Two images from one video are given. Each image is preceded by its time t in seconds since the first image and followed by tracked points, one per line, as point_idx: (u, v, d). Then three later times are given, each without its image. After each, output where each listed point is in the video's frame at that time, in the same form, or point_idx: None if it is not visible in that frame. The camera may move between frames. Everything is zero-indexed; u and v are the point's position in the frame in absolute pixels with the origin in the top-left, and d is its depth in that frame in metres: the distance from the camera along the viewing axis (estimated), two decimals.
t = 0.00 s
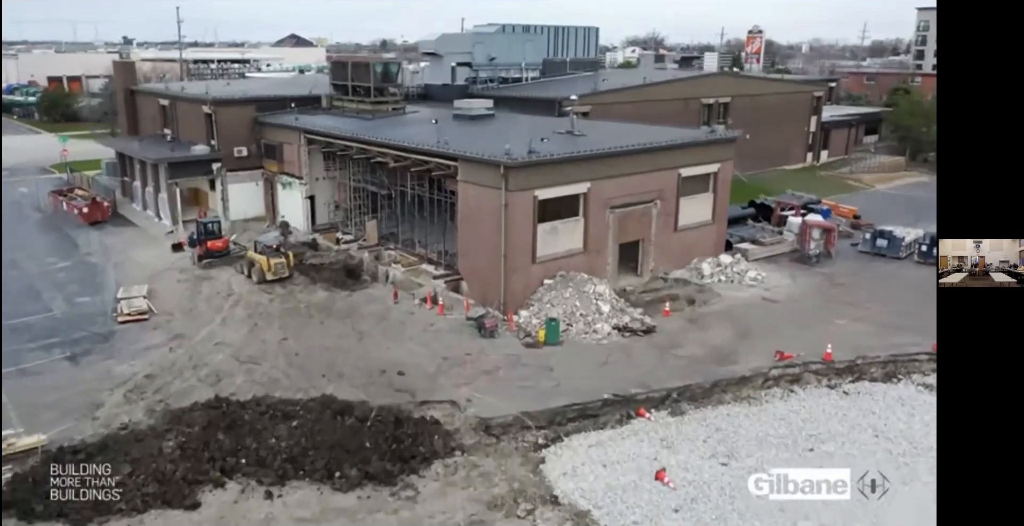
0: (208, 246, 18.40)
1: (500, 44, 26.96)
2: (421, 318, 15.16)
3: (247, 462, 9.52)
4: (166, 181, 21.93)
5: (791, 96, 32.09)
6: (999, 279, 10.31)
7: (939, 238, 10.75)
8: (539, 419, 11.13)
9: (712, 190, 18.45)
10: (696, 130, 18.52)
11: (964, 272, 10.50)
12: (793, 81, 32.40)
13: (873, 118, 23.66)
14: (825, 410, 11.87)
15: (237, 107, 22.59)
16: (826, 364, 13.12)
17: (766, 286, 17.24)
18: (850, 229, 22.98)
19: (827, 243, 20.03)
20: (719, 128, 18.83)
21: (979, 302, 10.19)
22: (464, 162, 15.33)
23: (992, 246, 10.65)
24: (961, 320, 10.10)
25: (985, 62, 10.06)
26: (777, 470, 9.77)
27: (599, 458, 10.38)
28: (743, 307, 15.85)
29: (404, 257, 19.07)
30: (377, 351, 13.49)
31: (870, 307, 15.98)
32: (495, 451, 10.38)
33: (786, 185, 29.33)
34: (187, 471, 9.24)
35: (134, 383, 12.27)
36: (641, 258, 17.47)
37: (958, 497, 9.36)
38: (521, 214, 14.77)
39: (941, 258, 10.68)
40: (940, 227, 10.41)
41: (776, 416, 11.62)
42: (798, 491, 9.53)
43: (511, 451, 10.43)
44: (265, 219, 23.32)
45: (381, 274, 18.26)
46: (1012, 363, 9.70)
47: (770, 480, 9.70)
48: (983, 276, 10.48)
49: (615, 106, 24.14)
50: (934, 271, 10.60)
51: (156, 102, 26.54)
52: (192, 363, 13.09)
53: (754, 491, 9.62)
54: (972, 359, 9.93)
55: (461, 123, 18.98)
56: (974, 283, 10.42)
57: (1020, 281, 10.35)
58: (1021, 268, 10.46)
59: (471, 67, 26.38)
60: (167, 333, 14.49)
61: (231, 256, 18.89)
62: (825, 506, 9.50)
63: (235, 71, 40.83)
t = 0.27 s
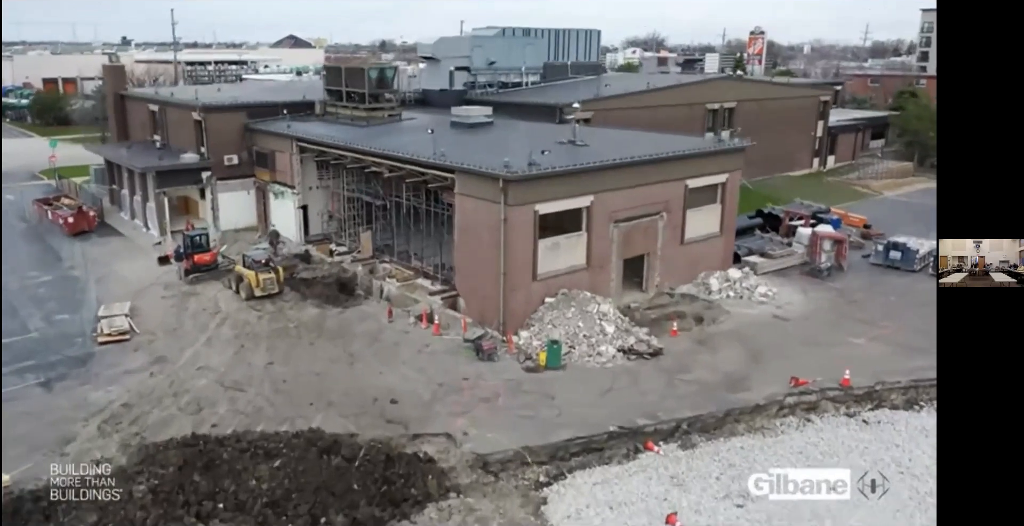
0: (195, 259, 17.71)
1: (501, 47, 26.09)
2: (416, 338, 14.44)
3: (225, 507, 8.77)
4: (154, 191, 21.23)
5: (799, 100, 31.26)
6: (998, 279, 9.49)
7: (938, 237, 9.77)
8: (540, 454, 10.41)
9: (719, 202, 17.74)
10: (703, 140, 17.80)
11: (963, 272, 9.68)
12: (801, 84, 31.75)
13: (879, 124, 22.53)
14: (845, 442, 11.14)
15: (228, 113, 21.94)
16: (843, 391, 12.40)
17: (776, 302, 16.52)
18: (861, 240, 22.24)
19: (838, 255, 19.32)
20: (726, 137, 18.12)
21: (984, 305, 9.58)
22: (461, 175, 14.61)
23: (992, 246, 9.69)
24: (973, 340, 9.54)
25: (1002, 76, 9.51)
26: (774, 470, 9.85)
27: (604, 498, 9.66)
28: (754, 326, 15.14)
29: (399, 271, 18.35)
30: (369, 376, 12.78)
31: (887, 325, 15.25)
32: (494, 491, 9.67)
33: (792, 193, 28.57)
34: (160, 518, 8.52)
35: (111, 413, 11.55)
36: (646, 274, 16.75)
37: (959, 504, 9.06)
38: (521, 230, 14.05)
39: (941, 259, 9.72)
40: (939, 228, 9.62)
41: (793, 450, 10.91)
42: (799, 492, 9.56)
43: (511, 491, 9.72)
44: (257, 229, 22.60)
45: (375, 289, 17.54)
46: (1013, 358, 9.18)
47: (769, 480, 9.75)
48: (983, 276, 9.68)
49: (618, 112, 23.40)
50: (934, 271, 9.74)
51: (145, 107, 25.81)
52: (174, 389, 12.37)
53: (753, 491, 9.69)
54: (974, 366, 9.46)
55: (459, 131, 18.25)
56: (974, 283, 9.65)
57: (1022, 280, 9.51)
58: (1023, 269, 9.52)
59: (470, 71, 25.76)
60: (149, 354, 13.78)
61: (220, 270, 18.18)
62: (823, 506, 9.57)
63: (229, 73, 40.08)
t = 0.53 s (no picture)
0: (183, 275, 17.02)
1: (500, 51, 25.42)
2: (411, 361, 13.79)
3: None
4: (143, 201, 20.59)
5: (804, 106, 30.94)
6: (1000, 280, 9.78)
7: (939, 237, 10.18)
8: (541, 493, 9.75)
9: (726, 215, 17.13)
10: (709, 151, 17.18)
11: (964, 272, 9.96)
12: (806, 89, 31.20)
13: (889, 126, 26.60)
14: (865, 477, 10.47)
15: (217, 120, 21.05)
16: (861, 421, 11.74)
17: (787, 321, 15.88)
18: (872, 252, 21.65)
19: (849, 269, 18.72)
20: (733, 148, 17.50)
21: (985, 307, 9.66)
22: (458, 190, 13.97)
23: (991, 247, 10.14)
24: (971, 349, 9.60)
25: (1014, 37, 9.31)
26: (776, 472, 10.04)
27: None
28: (764, 348, 14.50)
29: (395, 286, 17.72)
30: (361, 404, 12.13)
31: (904, 345, 14.61)
32: None
33: (797, 200, 27.97)
34: None
35: (84, 446, 10.88)
36: (650, 291, 16.11)
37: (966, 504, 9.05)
38: (521, 249, 13.40)
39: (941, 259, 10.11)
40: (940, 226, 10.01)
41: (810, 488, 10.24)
42: (800, 491, 9.69)
43: None
44: (249, 240, 21.95)
45: (370, 305, 16.93)
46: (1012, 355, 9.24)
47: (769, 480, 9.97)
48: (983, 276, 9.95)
49: (619, 119, 22.69)
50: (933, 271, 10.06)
51: (135, 114, 25.18)
52: (154, 419, 11.71)
53: (754, 491, 9.91)
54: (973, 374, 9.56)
55: (457, 141, 17.61)
56: (975, 283, 9.89)
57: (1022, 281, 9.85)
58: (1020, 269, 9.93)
59: (469, 77, 24.93)
60: (129, 379, 13.12)
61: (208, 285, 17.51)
62: (825, 506, 9.65)
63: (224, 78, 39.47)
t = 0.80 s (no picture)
0: (171, 290, 16.48)
1: (500, 57, 25.00)
2: (406, 383, 13.29)
3: None
4: (133, 212, 20.10)
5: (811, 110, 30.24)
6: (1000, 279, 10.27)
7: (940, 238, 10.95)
8: None
9: (731, 228, 16.65)
10: (713, 162, 16.69)
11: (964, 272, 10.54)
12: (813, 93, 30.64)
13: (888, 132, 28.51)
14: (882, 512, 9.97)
15: (209, 128, 20.54)
16: (876, 450, 11.24)
17: (795, 338, 15.39)
18: (879, 263, 21.21)
19: (857, 282, 18.29)
20: (738, 159, 17.01)
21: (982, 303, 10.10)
22: (455, 205, 13.48)
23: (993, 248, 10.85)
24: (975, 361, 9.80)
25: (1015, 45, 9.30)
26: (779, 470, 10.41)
27: None
28: (772, 368, 14.01)
29: (391, 301, 17.24)
30: (353, 431, 11.63)
31: (917, 365, 14.12)
32: None
33: (800, 208, 27.53)
34: None
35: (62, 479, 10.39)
36: (654, 307, 15.61)
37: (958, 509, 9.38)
38: (520, 266, 12.90)
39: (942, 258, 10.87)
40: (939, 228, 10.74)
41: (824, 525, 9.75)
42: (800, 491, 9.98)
43: None
44: (241, 250, 21.44)
45: (365, 320, 16.45)
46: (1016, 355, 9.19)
47: (770, 480, 10.25)
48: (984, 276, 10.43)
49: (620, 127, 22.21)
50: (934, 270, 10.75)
51: (126, 120, 24.72)
52: (137, 448, 11.22)
53: (755, 491, 10.16)
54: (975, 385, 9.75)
55: (455, 152, 17.12)
56: (974, 283, 10.40)
57: (1021, 279, 10.37)
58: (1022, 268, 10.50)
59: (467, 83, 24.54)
60: (113, 403, 12.63)
61: (199, 300, 16.95)
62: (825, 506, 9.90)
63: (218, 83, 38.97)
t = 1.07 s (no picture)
0: (163, 304, 16.05)
1: (499, 64, 24.47)
2: (402, 404, 12.89)
3: None
4: (125, 222, 19.71)
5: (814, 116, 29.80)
6: (1000, 279, 10.66)
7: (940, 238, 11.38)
8: None
9: (735, 241, 16.26)
10: (718, 173, 16.30)
11: (963, 272, 10.94)
12: (816, 99, 30.19)
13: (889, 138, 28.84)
14: None
15: (202, 136, 20.15)
16: (888, 477, 10.85)
17: (801, 355, 15.00)
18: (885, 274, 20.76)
19: (864, 294, 17.93)
20: (742, 169, 16.62)
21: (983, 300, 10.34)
22: (452, 220, 13.09)
23: (991, 247, 11.24)
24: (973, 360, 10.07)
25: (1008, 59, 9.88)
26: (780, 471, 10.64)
27: None
28: (778, 387, 13.62)
29: (388, 315, 16.85)
30: (346, 457, 11.24)
31: (929, 384, 13.73)
32: None
33: (805, 216, 27.12)
34: None
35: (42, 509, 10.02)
36: (656, 322, 15.22)
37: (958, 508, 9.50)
38: (519, 285, 12.51)
39: (941, 259, 11.27)
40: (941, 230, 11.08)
41: None
42: (799, 490, 10.26)
43: None
44: (236, 260, 21.06)
45: (361, 335, 16.08)
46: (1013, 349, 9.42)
47: (771, 479, 10.50)
48: (983, 276, 10.85)
49: (622, 134, 21.78)
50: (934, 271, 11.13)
51: (120, 127, 24.31)
52: (122, 476, 10.83)
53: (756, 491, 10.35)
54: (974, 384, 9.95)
55: (453, 163, 16.72)
56: (974, 283, 10.78)
57: (1020, 280, 10.76)
58: (1021, 268, 10.93)
59: (466, 89, 23.93)
60: (99, 426, 12.24)
61: (191, 315, 16.56)
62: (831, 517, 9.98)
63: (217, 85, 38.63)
